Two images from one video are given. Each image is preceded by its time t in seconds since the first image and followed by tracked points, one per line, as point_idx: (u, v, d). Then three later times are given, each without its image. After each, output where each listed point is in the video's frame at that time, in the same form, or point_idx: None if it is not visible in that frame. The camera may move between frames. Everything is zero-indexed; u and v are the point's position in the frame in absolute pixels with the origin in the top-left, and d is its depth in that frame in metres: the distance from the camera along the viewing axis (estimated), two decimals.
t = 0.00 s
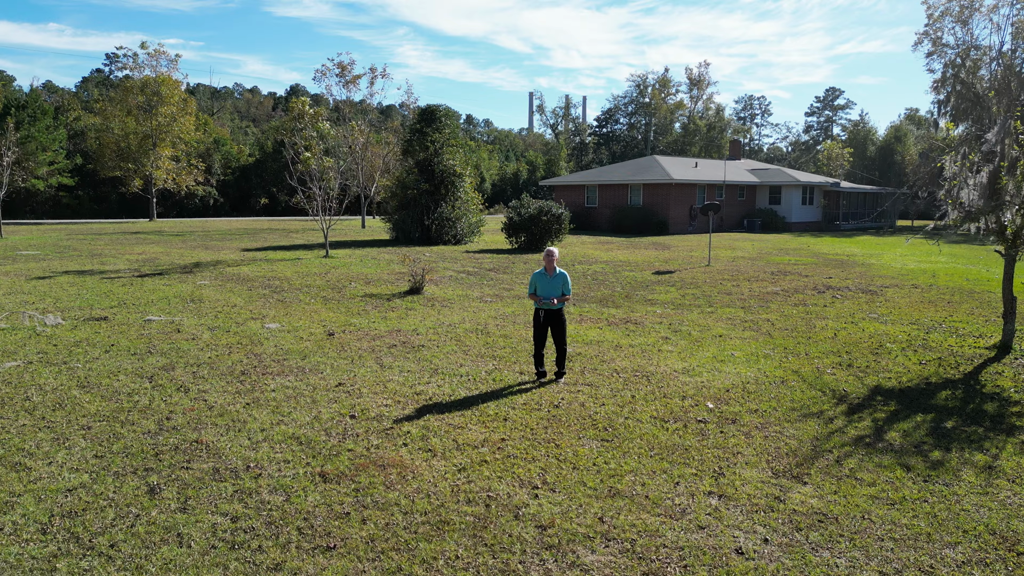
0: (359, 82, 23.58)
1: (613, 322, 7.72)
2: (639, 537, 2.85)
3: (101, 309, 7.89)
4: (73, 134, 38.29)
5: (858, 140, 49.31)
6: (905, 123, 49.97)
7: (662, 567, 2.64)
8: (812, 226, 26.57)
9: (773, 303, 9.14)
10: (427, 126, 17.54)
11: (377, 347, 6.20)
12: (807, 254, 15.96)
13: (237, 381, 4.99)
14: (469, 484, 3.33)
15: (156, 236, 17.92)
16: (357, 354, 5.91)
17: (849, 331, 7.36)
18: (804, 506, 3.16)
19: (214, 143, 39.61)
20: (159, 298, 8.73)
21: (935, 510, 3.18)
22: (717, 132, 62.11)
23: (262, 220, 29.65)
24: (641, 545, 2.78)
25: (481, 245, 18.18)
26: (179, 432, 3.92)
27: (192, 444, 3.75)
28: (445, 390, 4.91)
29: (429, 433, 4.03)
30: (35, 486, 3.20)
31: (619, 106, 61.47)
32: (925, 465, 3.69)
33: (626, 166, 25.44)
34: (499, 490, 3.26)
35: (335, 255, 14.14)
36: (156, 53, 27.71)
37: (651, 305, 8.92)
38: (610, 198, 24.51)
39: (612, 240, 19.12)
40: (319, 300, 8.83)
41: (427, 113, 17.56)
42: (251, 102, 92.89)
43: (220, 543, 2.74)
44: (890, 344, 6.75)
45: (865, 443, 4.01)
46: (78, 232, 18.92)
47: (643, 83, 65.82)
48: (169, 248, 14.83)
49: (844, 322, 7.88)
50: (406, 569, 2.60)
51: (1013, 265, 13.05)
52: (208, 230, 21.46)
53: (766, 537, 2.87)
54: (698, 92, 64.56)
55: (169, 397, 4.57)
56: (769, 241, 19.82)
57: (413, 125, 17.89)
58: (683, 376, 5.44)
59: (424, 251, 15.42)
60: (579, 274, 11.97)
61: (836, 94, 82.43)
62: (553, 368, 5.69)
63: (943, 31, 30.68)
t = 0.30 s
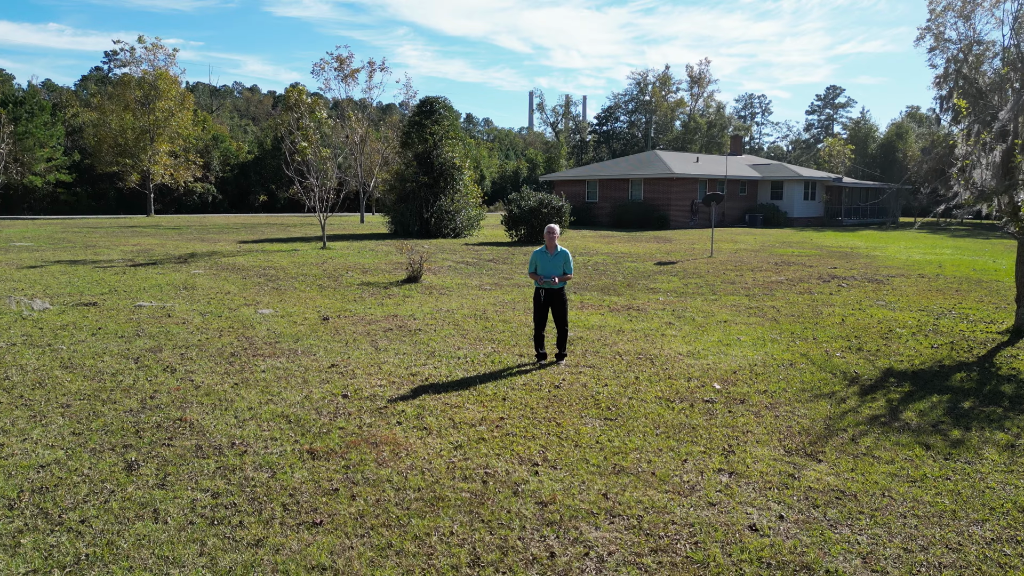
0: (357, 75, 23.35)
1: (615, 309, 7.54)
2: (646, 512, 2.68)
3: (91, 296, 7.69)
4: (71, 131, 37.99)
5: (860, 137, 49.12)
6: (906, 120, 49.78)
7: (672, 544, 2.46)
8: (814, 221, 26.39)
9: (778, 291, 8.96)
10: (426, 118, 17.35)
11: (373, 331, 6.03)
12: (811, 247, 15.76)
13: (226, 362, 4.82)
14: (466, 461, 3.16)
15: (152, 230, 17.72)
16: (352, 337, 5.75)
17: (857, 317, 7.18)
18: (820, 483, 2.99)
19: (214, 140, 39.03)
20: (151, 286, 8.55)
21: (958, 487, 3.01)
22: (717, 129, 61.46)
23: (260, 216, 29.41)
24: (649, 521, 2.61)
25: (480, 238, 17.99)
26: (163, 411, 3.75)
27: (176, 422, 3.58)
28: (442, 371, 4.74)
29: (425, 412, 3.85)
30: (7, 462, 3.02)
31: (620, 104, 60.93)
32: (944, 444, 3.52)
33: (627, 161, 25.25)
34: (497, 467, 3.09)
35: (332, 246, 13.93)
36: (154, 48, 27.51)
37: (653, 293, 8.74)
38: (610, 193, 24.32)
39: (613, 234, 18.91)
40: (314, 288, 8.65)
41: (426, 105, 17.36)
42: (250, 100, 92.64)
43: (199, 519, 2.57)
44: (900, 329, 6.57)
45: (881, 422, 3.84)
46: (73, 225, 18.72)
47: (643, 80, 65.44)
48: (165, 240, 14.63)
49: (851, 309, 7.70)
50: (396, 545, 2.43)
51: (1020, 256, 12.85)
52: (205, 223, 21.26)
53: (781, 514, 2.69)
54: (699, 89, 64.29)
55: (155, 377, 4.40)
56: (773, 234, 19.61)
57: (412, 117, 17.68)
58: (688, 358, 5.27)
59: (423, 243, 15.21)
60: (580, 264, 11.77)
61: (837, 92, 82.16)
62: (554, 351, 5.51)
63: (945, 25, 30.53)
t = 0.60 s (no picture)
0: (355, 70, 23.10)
1: (618, 299, 7.31)
2: (660, 503, 2.45)
3: (77, 286, 7.44)
4: (69, 128, 37.56)
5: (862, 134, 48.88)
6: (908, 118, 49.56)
7: (690, 537, 2.23)
8: (816, 217, 26.17)
9: (786, 283, 8.74)
10: (424, 111, 17.09)
11: (366, 319, 5.80)
12: (816, 241, 15.51)
13: (213, 349, 4.59)
14: (462, 448, 2.93)
15: (147, 225, 17.47)
16: (345, 325, 5.52)
17: (866, 307, 6.95)
18: (847, 472, 2.75)
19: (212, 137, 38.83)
20: (141, 277, 8.33)
21: (997, 477, 2.77)
22: (718, 128, 61.00)
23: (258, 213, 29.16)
24: (663, 511, 2.38)
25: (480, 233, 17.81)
26: (141, 397, 3.51)
27: (152, 408, 3.34)
28: (439, 358, 4.51)
29: (420, 399, 3.62)
30: None
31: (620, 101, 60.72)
32: (976, 431, 3.28)
33: (628, 156, 25.00)
34: (496, 455, 2.85)
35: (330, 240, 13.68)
36: (151, 43, 27.27)
37: (657, 284, 8.50)
38: (612, 188, 24.08)
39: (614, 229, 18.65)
40: (310, 279, 8.42)
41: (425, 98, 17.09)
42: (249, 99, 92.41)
43: (167, 510, 2.33)
44: (915, 318, 6.35)
45: (905, 409, 3.60)
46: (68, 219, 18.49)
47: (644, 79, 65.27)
48: (159, 234, 14.38)
49: (861, 299, 7.48)
50: (385, 538, 2.19)
51: None
52: (202, 219, 21.03)
53: (808, 504, 2.45)
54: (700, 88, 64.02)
55: (135, 363, 4.17)
56: (776, 230, 19.39)
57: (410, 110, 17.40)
58: (697, 346, 5.04)
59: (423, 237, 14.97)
60: (582, 257, 11.52)
61: (838, 91, 81.84)
62: (557, 339, 5.28)
63: (948, 21, 30.22)
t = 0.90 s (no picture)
0: (354, 65, 22.79)
1: (623, 292, 7.03)
2: (679, 504, 2.18)
3: (61, 278, 7.17)
4: (66, 125, 37.28)
5: (864, 132, 48.61)
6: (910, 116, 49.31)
7: (715, 544, 1.96)
8: (820, 214, 25.89)
9: (795, 276, 8.47)
10: (423, 105, 16.80)
11: (359, 311, 5.53)
12: (822, 237, 15.20)
13: (194, 341, 4.32)
14: (458, 444, 2.66)
15: (141, 220, 17.19)
16: (337, 317, 5.25)
17: (881, 300, 6.69)
18: (884, 471, 2.49)
19: (210, 134, 38.53)
20: (129, 270, 8.04)
21: None
22: (719, 127, 60.52)
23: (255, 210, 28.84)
24: (683, 514, 2.11)
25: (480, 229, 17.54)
26: (110, 389, 3.25)
27: (122, 401, 3.08)
28: (435, 350, 4.25)
29: (413, 392, 3.35)
30: None
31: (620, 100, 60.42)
32: (1017, 426, 3.01)
33: (630, 153, 24.73)
34: (496, 452, 2.59)
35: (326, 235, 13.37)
36: (148, 38, 27.00)
37: (662, 278, 8.23)
38: (613, 185, 23.82)
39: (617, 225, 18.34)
40: (303, 272, 8.14)
41: (425, 92, 16.79)
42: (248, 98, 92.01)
43: (125, 512, 2.07)
44: (933, 311, 6.09)
45: (937, 403, 3.34)
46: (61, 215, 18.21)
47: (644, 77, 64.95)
48: (152, 230, 14.08)
49: (874, 292, 7.20)
50: (369, 545, 1.92)
51: None
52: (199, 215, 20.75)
53: (844, 507, 2.19)
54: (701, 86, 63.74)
55: (110, 354, 3.91)
56: (780, 226, 19.08)
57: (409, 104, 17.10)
58: (707, 339, 4.77)
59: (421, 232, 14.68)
60: (584, 252, 11.22)
61: (839, 89, 81.43)
62: (559, 330, 5.01)
63: (952, 18, 29.97)
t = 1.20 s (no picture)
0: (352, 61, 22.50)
1: (628, 287, 6.74)
2: (706, 518, 1.90)
3: (43, 273, 6.87)
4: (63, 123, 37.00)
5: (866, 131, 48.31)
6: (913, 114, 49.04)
7: (753, 569, 1.67)
8: (824, 212, 25.60)
9: (806, 272, 8.18)
10: (423, 100, 16.52)
11: (352, 306, 5.24)
12: (830, 234, 14.89)
13: (172, 336, 4.03)
14: (453, 450, 2.37)
15: (135, 217, 16.88)
16: (327, 312, 4.96)
17: (898, 295, 6.39)
18: (935, 480, 2.20)
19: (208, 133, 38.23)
20: (115, 265, 7.75)
21: None
22: (720, 125, 60.13)
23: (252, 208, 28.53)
24: (712, 532, 1.83)
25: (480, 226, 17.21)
26: (73, 388, 2.96)
27: (83, 401, 2.80)
28: (431, 346, 3.96)
29: (405, 390, 3.06)
30: None
31: (621, 98, 60.09)
32: None
33: (632, 150, 24.44)
34: (496, 457, 2.29)
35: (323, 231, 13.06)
36: (144, 35, 26.72)
37: (668, 273, 7.93)
38: (615, 182, 23.56)
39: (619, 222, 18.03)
40: (296, 268, 7.83)
41: (424, 86, 16.50)
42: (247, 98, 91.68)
43: (64, 531, 1.78)
44: (955, 306, 5.79)
45: (979, 403, 3.05)
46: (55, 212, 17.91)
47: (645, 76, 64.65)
48: (144, 226, 13.76)
49: (891, 286, 6.91)
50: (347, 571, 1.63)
51: None
52: (195, 212, 20.45)
53: (897, 523, 1.90)
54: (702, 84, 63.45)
55: (79, 350, 3.63)
56: (786, 223, 18.76)
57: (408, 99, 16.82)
58: (721, 334, 4.47)
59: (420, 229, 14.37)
60: (587, 248, 10.89)
61: (841, 88, 80.91)
62: (562, 326, 4.72)
63: (956, 14, 29.66)
